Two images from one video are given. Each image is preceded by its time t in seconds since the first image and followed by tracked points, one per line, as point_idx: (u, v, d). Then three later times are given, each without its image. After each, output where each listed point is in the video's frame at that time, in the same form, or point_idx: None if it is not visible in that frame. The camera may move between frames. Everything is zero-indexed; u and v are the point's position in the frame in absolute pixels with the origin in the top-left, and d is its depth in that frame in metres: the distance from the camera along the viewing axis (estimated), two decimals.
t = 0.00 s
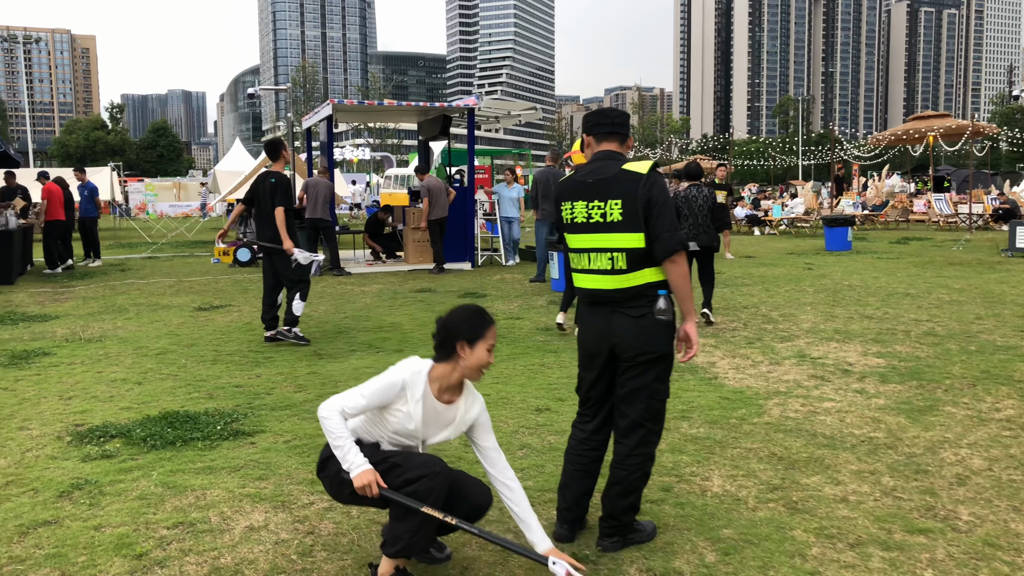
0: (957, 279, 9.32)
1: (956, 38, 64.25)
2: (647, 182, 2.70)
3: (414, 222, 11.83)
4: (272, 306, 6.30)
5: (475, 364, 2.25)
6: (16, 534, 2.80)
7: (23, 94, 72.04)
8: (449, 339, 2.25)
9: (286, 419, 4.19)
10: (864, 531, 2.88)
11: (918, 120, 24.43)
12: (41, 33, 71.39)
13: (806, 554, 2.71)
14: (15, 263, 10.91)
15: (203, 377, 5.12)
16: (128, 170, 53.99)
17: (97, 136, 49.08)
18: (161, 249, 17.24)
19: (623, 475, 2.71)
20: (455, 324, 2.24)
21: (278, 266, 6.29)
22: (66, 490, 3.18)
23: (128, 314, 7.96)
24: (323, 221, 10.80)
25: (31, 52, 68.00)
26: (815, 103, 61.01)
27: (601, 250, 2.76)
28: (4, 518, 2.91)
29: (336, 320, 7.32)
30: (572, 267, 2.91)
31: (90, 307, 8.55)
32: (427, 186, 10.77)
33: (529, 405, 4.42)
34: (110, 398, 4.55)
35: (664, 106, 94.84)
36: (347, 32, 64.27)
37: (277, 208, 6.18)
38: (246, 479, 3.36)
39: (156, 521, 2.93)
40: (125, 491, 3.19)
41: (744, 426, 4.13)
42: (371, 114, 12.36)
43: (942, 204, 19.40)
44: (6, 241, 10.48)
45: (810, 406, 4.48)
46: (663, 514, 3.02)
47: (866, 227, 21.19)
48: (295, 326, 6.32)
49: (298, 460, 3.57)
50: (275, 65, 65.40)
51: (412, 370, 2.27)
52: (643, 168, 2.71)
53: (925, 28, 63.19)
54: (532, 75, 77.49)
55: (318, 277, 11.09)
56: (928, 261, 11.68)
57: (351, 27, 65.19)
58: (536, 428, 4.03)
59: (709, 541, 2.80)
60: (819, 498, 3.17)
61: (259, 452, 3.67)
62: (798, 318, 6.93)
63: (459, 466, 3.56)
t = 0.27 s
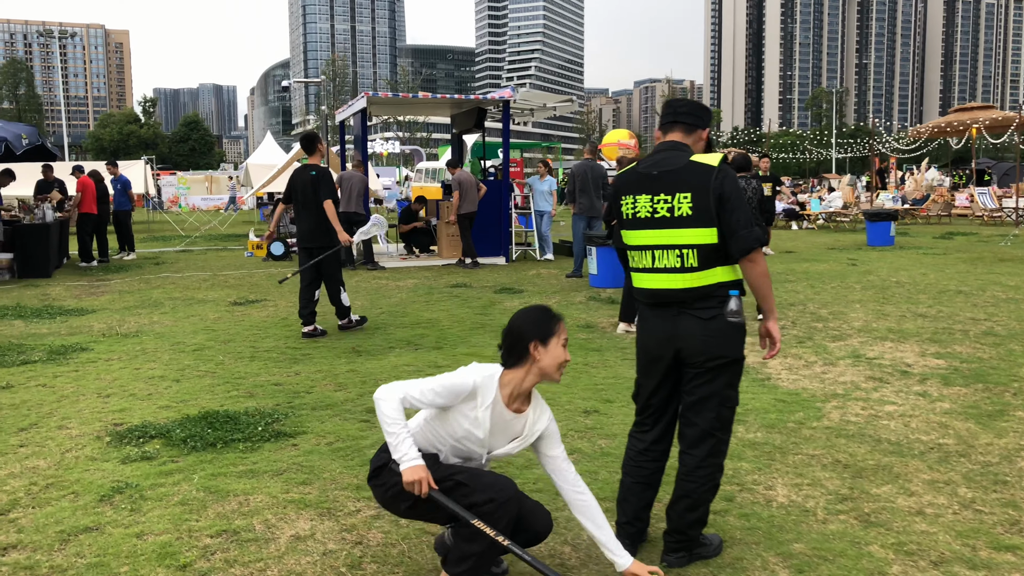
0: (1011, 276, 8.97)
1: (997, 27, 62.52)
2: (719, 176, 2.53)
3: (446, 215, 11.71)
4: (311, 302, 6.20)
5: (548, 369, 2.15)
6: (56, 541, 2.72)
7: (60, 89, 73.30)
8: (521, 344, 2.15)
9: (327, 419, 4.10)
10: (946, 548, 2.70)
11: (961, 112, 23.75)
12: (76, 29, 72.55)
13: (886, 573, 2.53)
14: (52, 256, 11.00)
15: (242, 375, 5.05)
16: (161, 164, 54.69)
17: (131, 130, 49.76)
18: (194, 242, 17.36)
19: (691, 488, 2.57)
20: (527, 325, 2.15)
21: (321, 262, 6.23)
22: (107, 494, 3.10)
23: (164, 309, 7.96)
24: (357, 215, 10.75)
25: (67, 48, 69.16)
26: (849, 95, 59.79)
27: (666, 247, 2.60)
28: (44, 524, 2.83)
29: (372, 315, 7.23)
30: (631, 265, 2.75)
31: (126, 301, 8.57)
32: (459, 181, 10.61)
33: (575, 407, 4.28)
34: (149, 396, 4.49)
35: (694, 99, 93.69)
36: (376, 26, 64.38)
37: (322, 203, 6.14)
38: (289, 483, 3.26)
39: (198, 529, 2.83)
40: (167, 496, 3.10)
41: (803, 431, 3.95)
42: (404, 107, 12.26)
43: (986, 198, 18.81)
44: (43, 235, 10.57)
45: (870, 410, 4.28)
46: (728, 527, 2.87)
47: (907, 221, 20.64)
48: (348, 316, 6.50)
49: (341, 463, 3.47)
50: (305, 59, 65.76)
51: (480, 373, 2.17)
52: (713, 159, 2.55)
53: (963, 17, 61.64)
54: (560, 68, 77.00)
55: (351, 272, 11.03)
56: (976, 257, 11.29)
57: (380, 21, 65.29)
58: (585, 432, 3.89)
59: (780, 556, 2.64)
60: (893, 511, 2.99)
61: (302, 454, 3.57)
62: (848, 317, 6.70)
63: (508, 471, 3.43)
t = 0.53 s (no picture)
0: None
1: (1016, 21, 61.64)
2: (743, 181, 2.35)
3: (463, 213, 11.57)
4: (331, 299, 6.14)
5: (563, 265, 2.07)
6: (75, 550, 2.65)
7: (75, 84, 73.78)
8: (540, 247, 2.03)
9: (348, 422, 4.00)
10: (999, 564, 2.58)
11: (982, 107, 23.40)
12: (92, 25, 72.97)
13: None
14: (68, 252, 10.98)
15: (261, 375, 4.98)
16: (175, 159, 54.93)
17: (145, 125, 49.98)
18: (210, 238, 17.37)
19: (730, 499, 2.44)
20: (538, 228, 2.04)
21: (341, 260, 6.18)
22: (126, 500, 3.02)
23: (181, 306, 7.91)
24: (374, 212, 10.70)
25: (83, 43, 69.64)
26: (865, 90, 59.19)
27: (694, 247, 2.47)
28: (62, 532, 2.76)
29: (390, 314, 7.15)
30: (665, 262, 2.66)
31: (143, 298, 8.54)
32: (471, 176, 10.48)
33: (602, 410, 4.18)
34: (168, 397, 4.42)
35: (707, 94, 93.04)
36: (389, 21, 64.28)
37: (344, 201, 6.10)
38: (313, 489, 3.17)
39: (220, 538, 2.75)
40: (188, 502, 3.02)
41: (838, 438, 3.84)
42: (419, 103, 12.17)
43: (1009, 195, 18.52)
44: (59, 231, 10.55)
45: (906, 415, 4.16)
46: (769, 539, 2.76)
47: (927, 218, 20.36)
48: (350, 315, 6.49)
49: (365, 468, 3.39)
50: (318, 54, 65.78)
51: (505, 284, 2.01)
52: (746, 165, 2.38)
53: (981, 11, 60.85)
54: (573, 63, 76.65)
55: (367, 269, 10.97)
56: (1002, 255, 11.07)
57: (393, 17, 65.18)
58: (613, 437, 3.79)
59: (825, 572, 2.53)
60: (940, 523, 2.87)
61: (325, 459, 3.48)
62: (876, 317, 6.56)
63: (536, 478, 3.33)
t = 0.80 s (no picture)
0: None
1: None
2: (752, 173, 2.21)
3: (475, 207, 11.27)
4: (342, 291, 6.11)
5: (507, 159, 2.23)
6: (87, 552, 2.57)
7: (84, 78, 73.91)
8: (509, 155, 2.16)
9: (363, 420, 3.93)
10: None
11: (996, 101, 23.13)
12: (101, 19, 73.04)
13: None
14: (78, 246, 10.93)
15: (273, 371, 4.91)
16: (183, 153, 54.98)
17: (154, 119, 50.01)
18: (219, 232, 17.35)
19: (754, 503, 2.32)
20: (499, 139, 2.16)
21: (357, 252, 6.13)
22: (138, 501, 2.96)
23: (191, 300, 7.86)
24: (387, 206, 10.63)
25: (92, 37, 69.72)
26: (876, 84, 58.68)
27: (716, 237, 2.38)
28: (73, 534, 2.70)
29: (402, 309, 7.07)
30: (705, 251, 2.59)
31: (153, 292, 8.49)
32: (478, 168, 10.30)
33: (621, 408, 4.08)
34: (179, 393, 4.36)
35: (716, 88, 92.44)
36: (397, 15, 64.09)
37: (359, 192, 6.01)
38: (328, 489, 3.10)
39: (235, 541, 2.67)
40: (201, 503, 2.95)
41: (866, 437, 3.74)
42: (429, 96, 12.07)
43: None
44: (68, 225, 10.50)
45: (934, 413, 4.05)
46: (801, 545, 2.67)
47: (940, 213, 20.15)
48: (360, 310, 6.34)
49: (381, 468, 3.31)
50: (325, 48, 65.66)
51: (492, 202, 2.11)
52: (761, 154, 2.23)
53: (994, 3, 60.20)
54: (581, 56, 76.28)
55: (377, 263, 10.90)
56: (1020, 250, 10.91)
57: (401, 10, 64.95)
58: (634, 436, 3.70)
59: None
60: (977, 528, 2.78)
61: (340, 458, 3.40)
62: (895, 312, 6.44)
63: (557, 478, 3.24)
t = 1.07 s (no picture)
0: None
1: None
2: (791, 164, 2.09)
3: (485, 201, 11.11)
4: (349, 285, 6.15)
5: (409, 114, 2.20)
6: (91, 559, 2.47)
7: (91, 72, 73.99)
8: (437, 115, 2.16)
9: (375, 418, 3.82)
10: None
11: (1011, 92, 22.81)
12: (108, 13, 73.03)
13: None
14: (85, 240, 10.85)
15: (282, 367, 4.80)
16: (190, 146, 54.98)
17: (160, 112, 49.97)
18: (226, 226, 17.27)
19: (791, 510, 2.19)
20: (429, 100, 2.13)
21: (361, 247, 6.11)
22: (144, 504, 2.85)
23: (199, 295, 7.76)
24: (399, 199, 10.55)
25: (99, 31, 69.74)
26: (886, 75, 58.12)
27: (752, 233, 2.27)
28: (77, 538, 2.59)
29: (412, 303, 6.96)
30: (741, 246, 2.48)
31: (161, 287, 8.41)
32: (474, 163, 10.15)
33: (641, 407, 3.96)
34: (186, 391, 4.26)
35: (724, 80, 91.82)
36: (403, 7, 63.83)
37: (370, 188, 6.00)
38: (341, 492, 2.99)
39: (245, 547, 2.57)
40: (209, 506, 2.85)
41: (896, 437, 3.61)
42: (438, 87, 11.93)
43: None
44: (75, 218, 10.42)
45: (965, 412, 3.92)
46: (836, 552, 2.55)
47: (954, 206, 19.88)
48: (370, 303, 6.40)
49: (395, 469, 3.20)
50: (332, 41, 65.49)
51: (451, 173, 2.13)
52: (799, 143, 2.10)
53: None
54: (588, 49, 75.90)
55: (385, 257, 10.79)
56: None
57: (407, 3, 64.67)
58: (655, 436, 3.58)
59: None
60: (1020, 535, 2.65)
61: (353, 460, 3.29)
62: (917, 307, 6.29)
63: (578, 481, 3.13)
